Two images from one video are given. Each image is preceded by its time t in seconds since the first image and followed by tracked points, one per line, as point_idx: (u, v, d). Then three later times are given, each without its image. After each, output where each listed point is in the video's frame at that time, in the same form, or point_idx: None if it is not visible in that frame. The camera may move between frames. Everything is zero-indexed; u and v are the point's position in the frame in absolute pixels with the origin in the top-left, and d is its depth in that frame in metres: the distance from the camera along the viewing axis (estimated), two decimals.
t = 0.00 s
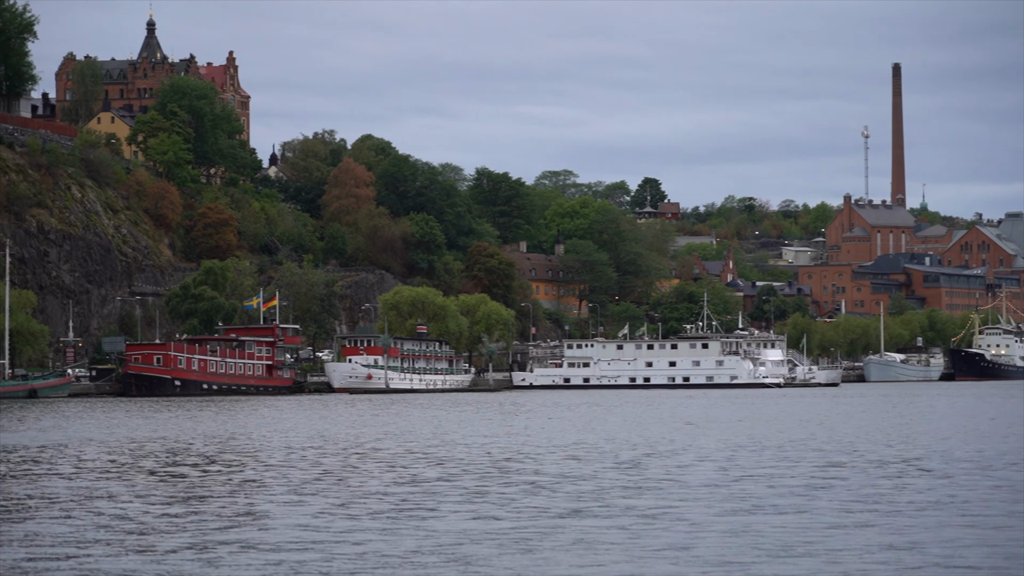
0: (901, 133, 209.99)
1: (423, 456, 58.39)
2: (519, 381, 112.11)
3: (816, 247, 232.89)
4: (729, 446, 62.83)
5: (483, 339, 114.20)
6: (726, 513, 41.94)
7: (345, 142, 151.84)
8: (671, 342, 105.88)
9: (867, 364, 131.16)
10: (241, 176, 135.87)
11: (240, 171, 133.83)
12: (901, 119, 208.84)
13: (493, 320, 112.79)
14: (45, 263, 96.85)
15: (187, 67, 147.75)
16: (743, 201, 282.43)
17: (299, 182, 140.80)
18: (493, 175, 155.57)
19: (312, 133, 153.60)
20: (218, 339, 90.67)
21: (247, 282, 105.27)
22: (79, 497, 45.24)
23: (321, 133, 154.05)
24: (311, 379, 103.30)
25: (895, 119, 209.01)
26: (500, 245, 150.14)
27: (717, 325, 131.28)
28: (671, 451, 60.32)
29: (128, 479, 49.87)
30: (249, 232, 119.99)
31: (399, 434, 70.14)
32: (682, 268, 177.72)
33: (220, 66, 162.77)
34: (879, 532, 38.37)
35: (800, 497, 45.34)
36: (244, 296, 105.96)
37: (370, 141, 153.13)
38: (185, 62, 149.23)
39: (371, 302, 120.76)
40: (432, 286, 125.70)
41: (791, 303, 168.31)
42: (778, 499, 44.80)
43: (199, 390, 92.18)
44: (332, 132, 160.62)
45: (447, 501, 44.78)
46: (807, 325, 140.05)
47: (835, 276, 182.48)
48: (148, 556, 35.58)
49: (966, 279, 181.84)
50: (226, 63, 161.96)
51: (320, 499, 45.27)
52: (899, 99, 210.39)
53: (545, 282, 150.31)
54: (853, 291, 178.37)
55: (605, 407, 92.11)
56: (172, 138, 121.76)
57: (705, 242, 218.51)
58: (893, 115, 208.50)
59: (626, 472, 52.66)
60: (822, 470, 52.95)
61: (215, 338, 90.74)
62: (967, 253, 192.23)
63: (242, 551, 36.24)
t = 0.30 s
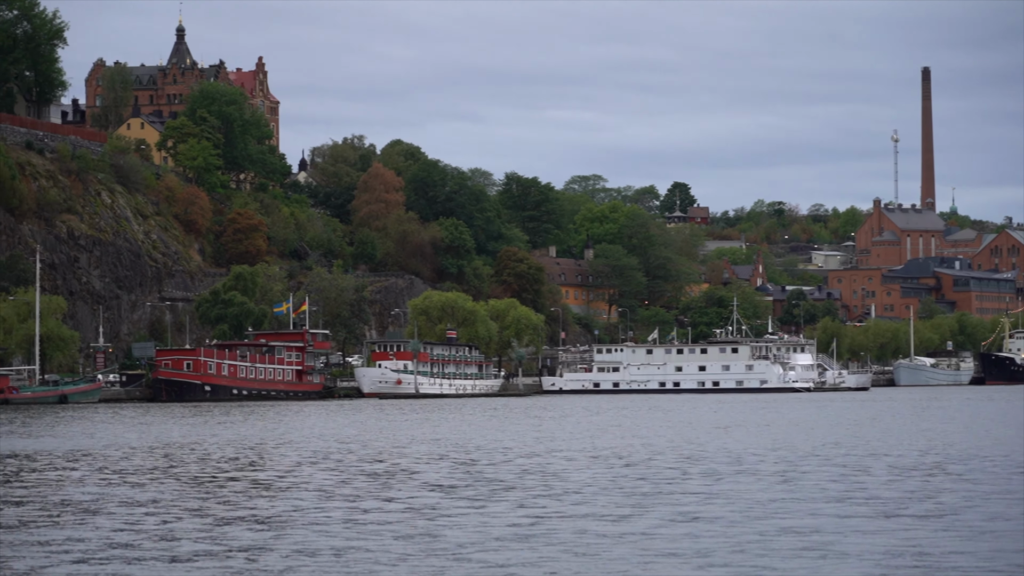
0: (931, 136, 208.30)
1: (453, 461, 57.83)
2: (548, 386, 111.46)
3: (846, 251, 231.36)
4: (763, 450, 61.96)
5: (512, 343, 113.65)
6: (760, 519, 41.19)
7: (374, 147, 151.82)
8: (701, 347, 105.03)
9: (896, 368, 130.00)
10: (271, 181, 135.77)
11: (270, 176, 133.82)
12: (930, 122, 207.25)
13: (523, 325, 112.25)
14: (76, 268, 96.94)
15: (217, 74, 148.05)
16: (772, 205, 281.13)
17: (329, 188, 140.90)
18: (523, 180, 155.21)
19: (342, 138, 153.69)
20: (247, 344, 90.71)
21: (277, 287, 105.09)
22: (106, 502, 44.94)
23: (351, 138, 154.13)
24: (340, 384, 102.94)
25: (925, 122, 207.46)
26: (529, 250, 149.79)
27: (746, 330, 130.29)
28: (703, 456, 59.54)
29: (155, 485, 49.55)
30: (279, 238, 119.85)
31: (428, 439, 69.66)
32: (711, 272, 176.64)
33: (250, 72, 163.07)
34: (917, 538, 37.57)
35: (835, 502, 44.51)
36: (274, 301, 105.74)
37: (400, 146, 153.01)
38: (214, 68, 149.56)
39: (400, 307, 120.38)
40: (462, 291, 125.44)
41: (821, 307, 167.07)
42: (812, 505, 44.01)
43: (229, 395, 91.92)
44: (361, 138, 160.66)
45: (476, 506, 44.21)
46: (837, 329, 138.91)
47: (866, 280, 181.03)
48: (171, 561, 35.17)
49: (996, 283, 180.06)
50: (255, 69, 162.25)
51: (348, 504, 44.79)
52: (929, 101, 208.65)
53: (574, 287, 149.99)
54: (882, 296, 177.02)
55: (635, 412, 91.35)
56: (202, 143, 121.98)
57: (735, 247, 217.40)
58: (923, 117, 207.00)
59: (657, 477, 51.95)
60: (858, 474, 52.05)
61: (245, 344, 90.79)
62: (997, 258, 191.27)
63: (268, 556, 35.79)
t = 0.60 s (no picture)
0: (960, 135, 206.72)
1: (481, 461, 57.39)
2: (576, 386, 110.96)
3: (875, 251, 229.83)
4: (795, 450, 61.23)
5: (540, 343, 113.35)
6: (791, 519, 40.58)
7: (403, 147, 151.75)
8: (729, 346, 104.32)
9: (925, 368, 129.06)
10: (300, 181, 135.81)
11: (299, 176, 133.83)
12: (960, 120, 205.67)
13: (551, 325, 111.93)
14: (104, 268, 97.01)
15: (245, 74, 148.23)
16: (801, 205, 279.60)
17: (357, 187, 140.91)
18: (551, 179, 154.84)
19: (370, 138, 153.74)
20: (276, 344, 90.49)
21: (305, 287, 105.03)
22: (132, 501, 44.74)
23: (379, 138, 154.13)
24: (369, 383, 102.65)
25: (954, 121, 205.90)
26: (557, 250, 149.44)
27: (774, 329, 129.48)
28: (734, 456, 58.89)
29: (182, 483, 49.34)
30: (308, 237, 119.80)
31: (457, 439, 69.26)
32: (740, 272, 175.67)
33: (278, 72, 163.22)
34: (951, 539, 36.92)
35: (868, 502, 43.84)
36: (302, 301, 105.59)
37: (428, 146, 152.84)
38: (243, 69, 149.79)
39: (429, 306, 120.11)
40: (490, 291, 125.19)
41: (850, 307, 165.97)
42: (845, 505, 43.36)
43: (258, 395, 91.69)
44: (389, 137, 160.60)
45: (503, 506, 43.77)
46: (866, 329, 137.90)
47: (894, 279, 179.92)
48: (198, 560, 34.94)
49: None
50: (284, 69, 162.41)
51: (374, 504, 44.44)
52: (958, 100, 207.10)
53: (602, 286, 149.70)
54: (911, 295, 175.61)
55: (663, 411, 90.71)
56: (230, 143, 122.18)
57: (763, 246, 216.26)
58: (952, 116, 205.43)
59: (687, 477, 51.38)
60: (892, 475, 51.34)
61: (274, 343, 90.59)
62: None
63: (293, 555, 35.45)
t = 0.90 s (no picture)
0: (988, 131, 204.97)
1: (508, 458, 56.88)
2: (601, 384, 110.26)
3: (902, 249, 228.14)
4: (827, 448, 60.40)
5: (567, 341, 113.01)
6: (824, 518, 39.90)
7: (429, 145, 151.46)
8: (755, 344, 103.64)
9: (951, 366, 127.85)
10: (326, 178, 135.68)
11: (324, 174, 133.65)
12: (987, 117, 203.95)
13: (577, 322, 111.52)
14: (130, 266, 96.99)
15: (271, 71, 148.24)
16: (827, 203, 278.01)
17: (384, 185, 140.75)
18: (577, 177, 154.20)
19: (396, 136, 153.51)
20: (302, 342, 90.08)
21: (331, 284, 104.82)
22: (156, 499, 44.43)
23: (405, 135, 153.95)
24: (395, 381, 102.12)
25: (981, 117, 204.22)
26: (583, 247, 148.84)
27: (800, 326, 128.58)
28: (764, 454, 58.16)
29: (206, 481, 49.02)
30: (334, 235, 119.63)
31: (483, 436, 68.76)
32: (766, 269, 174.60)
33: (304, 69, 163.15)
34: (987, 539, 36.09)
35: (902, 501, 43.00)
36: (328, 299, 105.23)
37: (454, 144, 152.53)
38: (268, 66, 149.86)
39: (455, 304, 119.74)
40: (516, 288, 124.74)
41: (876, 304, 164.76)
42: (878, 503, 42.62)
43: (284, 392, 91.29)
44: (415, 134, 160.32)
45: (530, 504, 43.22)
46: (892, 327, 136.73)
47: (920, 277, 178.72)
48: (219, 558, 34.43)
49: None
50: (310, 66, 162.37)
51: (399, 501, 43.98)
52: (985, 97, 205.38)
53: (629, 284, 148.99)
54: (938, 293, 174.28)
55: (690, 409, 89.85)
56: (256, 141, 122.22)
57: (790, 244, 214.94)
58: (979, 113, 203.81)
59: (717, 474, 50.72)
60: (925, 473, 50.51)
61: (300, 341, 90.15)
62: None
63: (318, 553, 34.99)
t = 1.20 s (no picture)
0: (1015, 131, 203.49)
1: (534, 459, 56.48)
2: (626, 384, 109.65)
3: (928, 250, 226.74)
4: (857, 449, 59.81)
5: (591, 341, 112.66)
6: (855, 520, 39.35)
7: (454, 145, 151.28)
8: (780, 345, 102.96)
9: (977, 366, 126.87)
10: (351, 179, 135.69)
11: (350, 174, 133.65)
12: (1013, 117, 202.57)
13: (602, 323, 111.15)
14: (156, 266, 96.99)
15: (296, 72, 148.34)
16: (852, 203, 276.69)
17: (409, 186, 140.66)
18: (602, 177, 153.73)
19: (421, 136, 153.39)
20: (328, 342, 90.00)
21: (357, 285, 104.59)
22: (181, 499, 44.22)
23: (430, 136, 153.84)
24: (420, 382, 101.91)
25: (1008, 118, 202.87)
26: (608, 248, 148.41)
27: (825, 327, 127.80)
28: (793, 455, 57.58)
29: (232, 481, 48.78)
30: (359, 236, 119.52)
31: (509, 437, 68.35)
32: (791, 270, 173.46)
33: (330, 70, 163.21)
34: (1013, 542, 35.67)
35: (927, 503, 42.57)
36: (354, 300, 104.93)
37: (479, 144, 152.31)
38: (294, 67, 149.96)
39: (480, 305, 119.50)
40: (541, 289, 124.44)
41: (902, 305, 163.74)
42: (910, 505, 42.03)
43: (309, 393, 91.09)
44: (440, 135, 160.25)
45: (557, 505, 42.79)
46: (917, 327, 135.70)
47: (945, 278, 177.64)
48: (240, 558, 34.27)
49: None
50: (335, 67, 162.46)
51: (425, 502, 43.59)
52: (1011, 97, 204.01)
53: (654, 284, 148.39)
54: (963, 293, 173.38)
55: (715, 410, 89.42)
56: (282, 141, 122.29)
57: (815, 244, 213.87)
58: (1006, 113, 202.43)
59: (745, 476, 50.15)
60: (953, 474, 50.01)
61: (325, 341, 90.08)
62: None
63: (343, 555, 34.69)
